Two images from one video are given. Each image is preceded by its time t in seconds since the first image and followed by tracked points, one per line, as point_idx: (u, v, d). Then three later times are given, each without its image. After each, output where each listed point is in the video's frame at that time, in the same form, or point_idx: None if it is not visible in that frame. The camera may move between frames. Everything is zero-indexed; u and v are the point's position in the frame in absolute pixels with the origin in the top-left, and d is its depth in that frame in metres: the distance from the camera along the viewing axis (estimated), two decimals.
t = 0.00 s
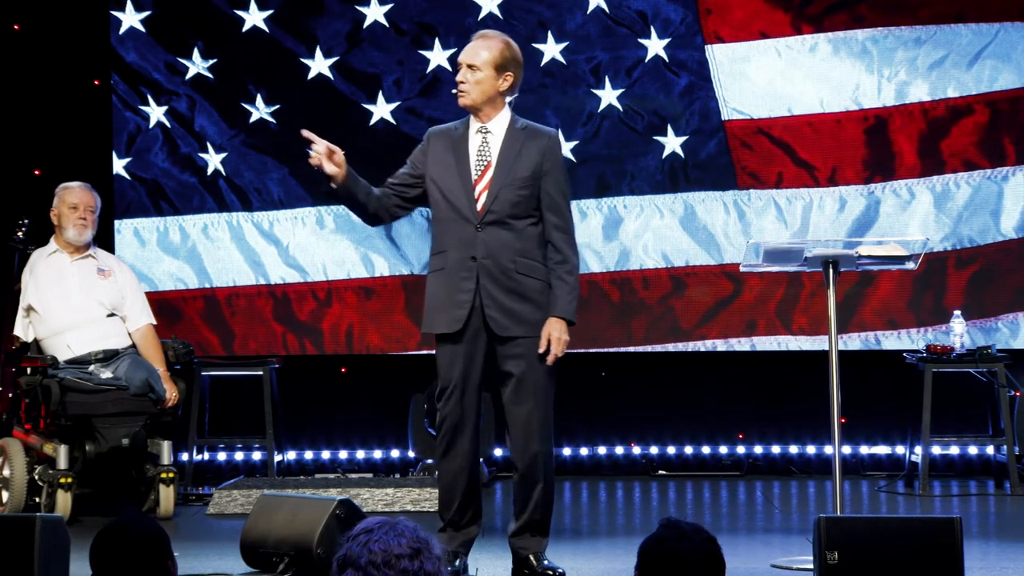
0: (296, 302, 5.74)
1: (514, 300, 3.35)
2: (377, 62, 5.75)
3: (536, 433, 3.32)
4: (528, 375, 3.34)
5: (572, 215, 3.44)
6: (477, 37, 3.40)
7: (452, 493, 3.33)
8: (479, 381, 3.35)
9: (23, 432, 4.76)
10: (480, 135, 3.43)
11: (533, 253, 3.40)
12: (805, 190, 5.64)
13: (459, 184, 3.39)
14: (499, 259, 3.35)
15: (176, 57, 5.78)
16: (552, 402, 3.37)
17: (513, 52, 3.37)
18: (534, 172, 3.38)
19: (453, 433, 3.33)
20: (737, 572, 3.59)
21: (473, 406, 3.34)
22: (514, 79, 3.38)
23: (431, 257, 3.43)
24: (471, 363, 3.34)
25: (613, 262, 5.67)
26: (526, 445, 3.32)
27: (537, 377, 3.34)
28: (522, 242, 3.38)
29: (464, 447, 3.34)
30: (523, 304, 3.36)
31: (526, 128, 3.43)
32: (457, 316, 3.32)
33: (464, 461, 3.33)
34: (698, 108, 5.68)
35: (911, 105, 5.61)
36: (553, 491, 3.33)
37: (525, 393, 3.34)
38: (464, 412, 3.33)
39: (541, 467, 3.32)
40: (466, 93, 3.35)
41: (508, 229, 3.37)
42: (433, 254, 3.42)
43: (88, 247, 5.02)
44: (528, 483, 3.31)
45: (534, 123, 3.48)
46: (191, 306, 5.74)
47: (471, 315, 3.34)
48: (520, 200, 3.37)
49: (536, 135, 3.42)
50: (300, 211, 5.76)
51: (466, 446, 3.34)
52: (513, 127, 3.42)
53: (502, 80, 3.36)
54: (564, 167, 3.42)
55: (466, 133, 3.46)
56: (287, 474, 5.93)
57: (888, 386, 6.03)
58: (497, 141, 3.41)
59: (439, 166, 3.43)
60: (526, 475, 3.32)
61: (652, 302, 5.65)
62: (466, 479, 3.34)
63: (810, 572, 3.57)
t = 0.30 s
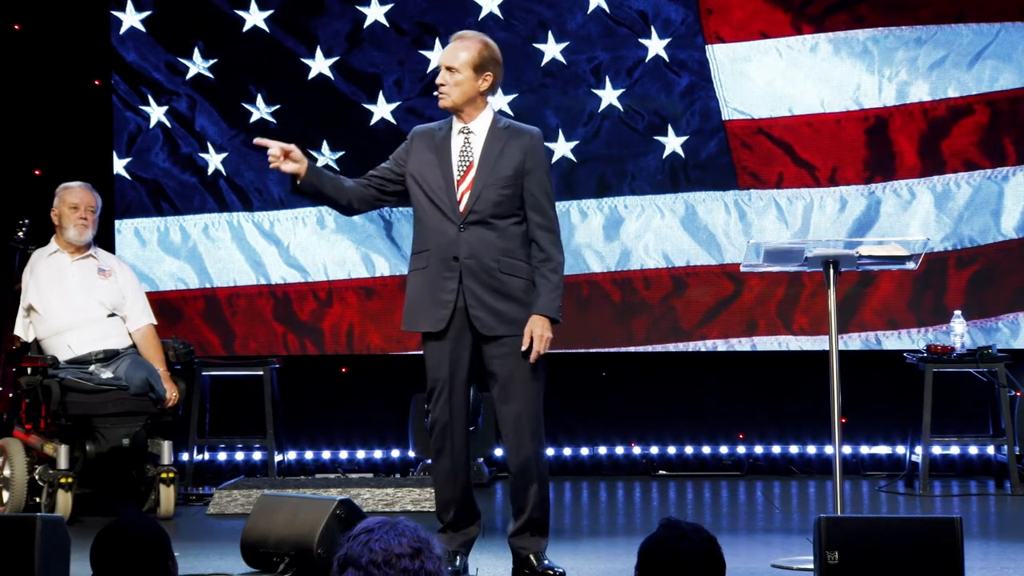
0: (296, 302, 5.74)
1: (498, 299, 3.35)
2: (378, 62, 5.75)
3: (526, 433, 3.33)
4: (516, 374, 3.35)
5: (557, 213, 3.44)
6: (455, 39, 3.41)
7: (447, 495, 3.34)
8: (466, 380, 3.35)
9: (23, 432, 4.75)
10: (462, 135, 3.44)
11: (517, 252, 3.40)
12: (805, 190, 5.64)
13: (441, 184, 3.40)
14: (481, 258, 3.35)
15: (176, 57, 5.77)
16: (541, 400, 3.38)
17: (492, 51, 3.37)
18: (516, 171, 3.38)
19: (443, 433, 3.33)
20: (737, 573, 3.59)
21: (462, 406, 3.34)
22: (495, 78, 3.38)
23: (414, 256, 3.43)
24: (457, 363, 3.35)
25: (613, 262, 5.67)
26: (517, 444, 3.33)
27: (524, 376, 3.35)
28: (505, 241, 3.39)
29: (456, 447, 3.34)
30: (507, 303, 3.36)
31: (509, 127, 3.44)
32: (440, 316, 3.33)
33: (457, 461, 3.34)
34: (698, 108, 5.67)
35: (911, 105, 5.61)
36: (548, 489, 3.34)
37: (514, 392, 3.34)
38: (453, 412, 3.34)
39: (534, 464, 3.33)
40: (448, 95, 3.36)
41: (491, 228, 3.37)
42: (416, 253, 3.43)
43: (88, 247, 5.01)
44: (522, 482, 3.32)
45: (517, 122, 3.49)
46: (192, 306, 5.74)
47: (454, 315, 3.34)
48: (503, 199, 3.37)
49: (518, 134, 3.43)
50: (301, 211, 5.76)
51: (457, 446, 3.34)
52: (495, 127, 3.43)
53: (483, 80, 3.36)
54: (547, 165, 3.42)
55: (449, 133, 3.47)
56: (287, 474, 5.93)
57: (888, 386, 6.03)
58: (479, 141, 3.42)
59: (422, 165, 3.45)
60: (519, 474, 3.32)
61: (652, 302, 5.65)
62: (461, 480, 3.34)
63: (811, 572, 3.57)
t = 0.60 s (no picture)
0: (296, 302, 5.74)
1: (489, 300, 3.36)
2: (377, 62, 5.75)
3: (520, 433, 3.33)
4: (509, 375, 3.35)
5: (547, 212, 3.43)
6: (439, 41, 3.40)
7: (443, 496, 3.33)
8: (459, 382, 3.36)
9: (23, 432, 4.75)
10: (451, 137, 3.43)
11: (508, 252, 3.40)
12: (805, 190, 5.64)
13: (431, 186, 3.41)
14: (472, 259, 3.35)
15: (176, 57, 5.78)
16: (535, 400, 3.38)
17: (477, 52, 3.37)
18: (505, 171, 3.37)
19: (437, 434, 3.34)
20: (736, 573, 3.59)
21: (456, 408, 3.35)
22: (480, 79, 3.37)
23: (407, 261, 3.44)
24: (450, 365, 3.35)
25: (613, 262, 5.67)
26: (511, 445, 3.33)
27: (517, 376, 3.36)
28: (496, 242, 3.39)
29: (450, 448, 3.34)
30: (499, 303, 3.37)
31: (496, 127, 3.43)
32: (433, 319, 3.34)
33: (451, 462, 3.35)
34: (698, 108, 5.68)
35: (911, 105, 5.61)
36: (543, 489, 3.34)
37: (508, 393, 3.35)
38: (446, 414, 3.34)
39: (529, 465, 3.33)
40: (434, 97, 3.35)
41: (482, 229, 3.37)
42: (409, 258, 3.43)
43: (88, 247, 5.01)
44: (517, 483, 3.32)
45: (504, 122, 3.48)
46: (192, 306, 5.74)
47: (448, 317, 3.35)
48: (492, 199, 3.37)
49: (506, 134, 3.42)
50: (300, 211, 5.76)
51: (451, 446, 3.35)
52: (483, 127, 3.42)
53: (468, 81, 3.35)
54: (536, 163, 3.41)
55: (438, 136, 3.47)
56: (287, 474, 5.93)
57: (888, 386, 6.03)
58: (468, 142, 3.42)
59: (412, 170, 3.45)
60: (515, 474, 3.32)
61: (652, 302, 5.65)
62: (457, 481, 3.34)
63: (811, 572, 3.57)
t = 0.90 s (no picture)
0: (295, 302, 5.74)
1: (486, 300, 3.36)
2: (377, 62, 5.75)
3: (517, 433, 3.34)
4: (506, 374, 3.36)
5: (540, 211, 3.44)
6: (427, 42, 3.39)
7: (441, 498, 3.33)
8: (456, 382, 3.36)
9: (22, 432, 4.75)
10: (442, 139, 3.43)
11: (503, 252, 3.41)
12: (805, 190, 5.64)
13: (425, 189, 3.40)
14: (468, 260, 3.36)
15: (176, 57, 5.78)
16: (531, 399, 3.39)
17: (465, 53, 3.36)
18: (498, 171, 3.38)
19: (435, 435, 3.34)
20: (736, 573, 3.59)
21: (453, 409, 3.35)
22: (469, 80, 3.37)
23: (402, 264, 3.43)
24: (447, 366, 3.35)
25: (613, 262, 5.67)
26: (508, 445, 3.34)
27: (514, 376, 3.36)
28: (491, 242, 3.39)
29: (447, 448, 3.35)
30: (496, 304, 3.37)
31: (486, 127, 3.43)
32: (430, 321, 3.34)
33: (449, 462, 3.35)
34: (697, 108, 5.68)
35: (911, 105, 5.61)
36: (541, 488, 3.35)
37: (505, 392, 3.35)
38: (443, 415, 3.34)
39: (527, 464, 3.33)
40: (424, 100, 3.35)
41: (477, 230, 3.37)
42: (405, 261, 3.43)
43: (88, 247, 5.01)
44: (516, 482, 3.32)
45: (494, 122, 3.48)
46: (191, 306, 5.74)
47: (446, 319, 3.35)
48: (486, 199, 3.37)
49: (497, 134, 3.43)
50: (300, 211, 5.76)
51: (448, 446, 3.35)
52: (474, 127, 3.43)
53: (457, 83, 3.35)
54: (527, 162, 3.43)
55: (429, 138, 3.47)
56: (286, 474, 5.93)
57: (888, 386, 6.04)
58: (460, 143, 3.42)
59: (405, 173, 3.44)
60: (513, 474, 3.32)
61: (652, 302, 5.65)
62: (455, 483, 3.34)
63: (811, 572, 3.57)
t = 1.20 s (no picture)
0: (295, 302, 5.74)
1: (487, 299, 3.37)
2: (377, 62, 5.75)
3: (518, 431, 3.34)
4: (507, 372, 3.36)
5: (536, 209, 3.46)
6: (422, 43, 3.39)
7: (444, 498, 3.32)
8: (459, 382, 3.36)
9: (23, 432, 4.75)
10: (438, 138, 3.43)
11: (502, 250, 3.42)
12: (805, 190, 5.64)
13: (423, 189, 3.40)
14: (470, 260, 3.36)
15: (176, 57, 5.78)
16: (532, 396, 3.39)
17: (461, 53, 3.37)
18: (495, 170, 3.39)
19: (437, 435, 3.34)
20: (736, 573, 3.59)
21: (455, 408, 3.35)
22: (465, 80, 3.38)
23: (402, 264, 3.42)
24: (450, 365, 3.35)
25: (613, 262, 5.67)
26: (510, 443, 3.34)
27: (514, 374, 3.37)
28: (491, 241, 3.40)
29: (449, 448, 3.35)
30: (496, 302, 3.38)
31: (482, 126, 3.44)
32: (433, 321, 3.33)
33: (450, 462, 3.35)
34: (698, 108, 5.68)
35: (911, 105, 5.61)
36: (542, 485, 3.36)
37: (506, 390, 3.36)
38: (445, 415, 3.34)
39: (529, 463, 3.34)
40: (421, 101, 3.34)
41: (477, 229, 3.38)
42: (404, 261, 3.41)
43: (88, 247, 5.01)
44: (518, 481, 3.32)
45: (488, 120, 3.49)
46: (191, 306, 5.74)
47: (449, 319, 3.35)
48: (485, 198, 3.38)
49: (493, 133, 3.43)
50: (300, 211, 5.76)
51: (450, 446, 3.35)
52: (469, 127, 3.43)
53: (454, 83, 3.35)
54: (524, 160, 3.44)
55: (424, 137, 3.46)
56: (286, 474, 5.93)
57: (888, 386, 6.03)
58: (456, 143, 3.42)
59: (402, 173, 3.43)
60: (515, 472, 3.33)
61: (652, 302, 5.65)
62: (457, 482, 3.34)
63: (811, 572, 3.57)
